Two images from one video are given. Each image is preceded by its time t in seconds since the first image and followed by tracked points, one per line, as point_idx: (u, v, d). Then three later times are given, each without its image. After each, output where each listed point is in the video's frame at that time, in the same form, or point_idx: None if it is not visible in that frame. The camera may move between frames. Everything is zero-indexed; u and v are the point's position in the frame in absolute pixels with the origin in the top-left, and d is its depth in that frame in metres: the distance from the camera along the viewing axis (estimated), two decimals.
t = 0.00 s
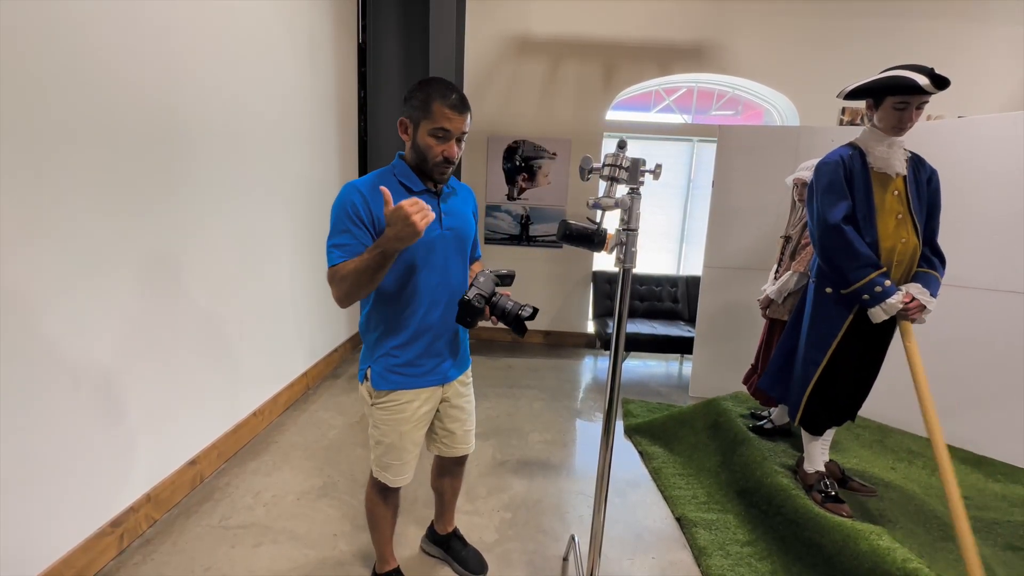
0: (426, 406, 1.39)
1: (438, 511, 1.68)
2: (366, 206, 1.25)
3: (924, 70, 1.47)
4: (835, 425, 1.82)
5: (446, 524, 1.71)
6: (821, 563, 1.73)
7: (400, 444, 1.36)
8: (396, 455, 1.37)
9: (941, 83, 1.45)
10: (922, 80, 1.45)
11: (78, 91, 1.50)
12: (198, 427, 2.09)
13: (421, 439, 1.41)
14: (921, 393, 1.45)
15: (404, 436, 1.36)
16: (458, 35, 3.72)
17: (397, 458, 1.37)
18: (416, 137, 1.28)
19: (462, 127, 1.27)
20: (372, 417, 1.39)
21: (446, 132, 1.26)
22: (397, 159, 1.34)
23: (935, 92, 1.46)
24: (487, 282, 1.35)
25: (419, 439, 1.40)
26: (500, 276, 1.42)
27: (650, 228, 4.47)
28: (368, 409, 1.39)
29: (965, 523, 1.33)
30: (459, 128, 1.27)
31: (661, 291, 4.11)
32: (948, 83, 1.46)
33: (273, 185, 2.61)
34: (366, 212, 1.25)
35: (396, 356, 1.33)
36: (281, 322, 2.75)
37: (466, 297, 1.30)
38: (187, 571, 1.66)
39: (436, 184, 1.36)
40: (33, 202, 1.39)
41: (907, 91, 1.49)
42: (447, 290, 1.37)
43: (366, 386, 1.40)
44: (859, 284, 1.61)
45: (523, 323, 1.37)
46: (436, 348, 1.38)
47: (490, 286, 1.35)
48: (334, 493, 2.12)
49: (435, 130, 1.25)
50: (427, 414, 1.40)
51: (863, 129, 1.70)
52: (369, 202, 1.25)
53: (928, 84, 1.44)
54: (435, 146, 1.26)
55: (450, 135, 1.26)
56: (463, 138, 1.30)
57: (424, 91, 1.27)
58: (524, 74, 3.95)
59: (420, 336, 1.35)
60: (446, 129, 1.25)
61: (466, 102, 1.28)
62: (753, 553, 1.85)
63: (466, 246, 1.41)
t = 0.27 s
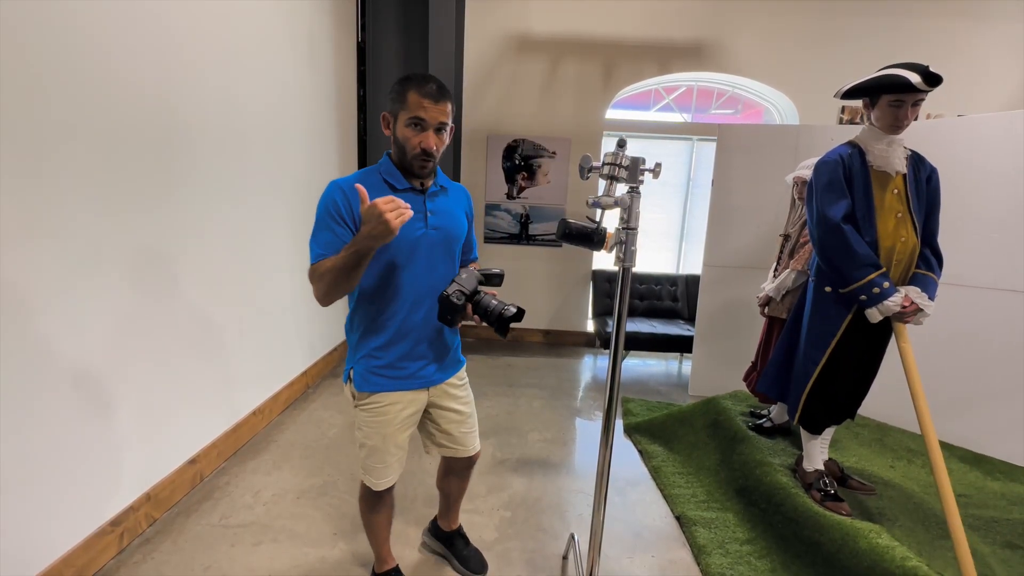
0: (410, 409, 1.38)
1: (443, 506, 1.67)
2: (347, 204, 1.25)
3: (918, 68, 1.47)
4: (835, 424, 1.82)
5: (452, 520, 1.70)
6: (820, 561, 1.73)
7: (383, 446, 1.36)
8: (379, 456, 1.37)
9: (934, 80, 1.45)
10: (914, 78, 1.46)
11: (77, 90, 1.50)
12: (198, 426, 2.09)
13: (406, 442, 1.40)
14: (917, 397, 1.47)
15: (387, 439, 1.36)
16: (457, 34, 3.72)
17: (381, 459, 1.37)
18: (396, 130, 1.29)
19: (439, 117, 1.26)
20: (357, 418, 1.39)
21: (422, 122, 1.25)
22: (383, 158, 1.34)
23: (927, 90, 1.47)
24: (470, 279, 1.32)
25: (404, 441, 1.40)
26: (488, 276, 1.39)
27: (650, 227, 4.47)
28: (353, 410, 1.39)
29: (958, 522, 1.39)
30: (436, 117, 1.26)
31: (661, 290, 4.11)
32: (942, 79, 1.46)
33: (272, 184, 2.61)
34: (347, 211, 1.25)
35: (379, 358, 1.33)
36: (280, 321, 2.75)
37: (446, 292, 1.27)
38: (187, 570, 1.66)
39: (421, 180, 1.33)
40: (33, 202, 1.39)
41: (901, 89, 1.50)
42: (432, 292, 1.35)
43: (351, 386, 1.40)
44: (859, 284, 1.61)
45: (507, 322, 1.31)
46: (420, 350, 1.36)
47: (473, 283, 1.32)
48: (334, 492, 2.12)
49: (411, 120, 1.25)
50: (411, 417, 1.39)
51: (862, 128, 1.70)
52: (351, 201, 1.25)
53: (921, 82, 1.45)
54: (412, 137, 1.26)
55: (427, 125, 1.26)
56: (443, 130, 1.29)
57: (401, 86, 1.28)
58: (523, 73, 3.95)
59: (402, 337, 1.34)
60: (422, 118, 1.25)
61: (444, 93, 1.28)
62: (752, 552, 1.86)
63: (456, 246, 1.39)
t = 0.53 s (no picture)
0: (402, 408, 1.37)
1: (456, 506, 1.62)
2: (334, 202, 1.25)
3: (908, 63, 1.48)
4: (835, 422, 1.82)
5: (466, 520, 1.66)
6: (818, 560, 1.73)
7: (371, 444, 1.34)
8: (368, 455, 1.35)
9: (925, 74, 1.46)
10: (904, 73, 1.47)
11: (76, 89, 1.50)
12: (198, 425, 2.09)
13: (397, 442, 1.39)
14: (916, 397, 1.47)
15: (376, 437, 1.34)
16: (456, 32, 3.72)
17: (371, 457, 1.36)
18: (384, 125, 1.31)
19: (425, 106, 1.28)
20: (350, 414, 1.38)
21: (409, 112, 1.27)
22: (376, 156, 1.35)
23: (919, 84, 1.47)
24: (453, 279, 1.27)
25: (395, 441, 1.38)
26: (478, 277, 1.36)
27: (650, 226, 4.47)
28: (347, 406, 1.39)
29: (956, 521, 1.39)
30: (422, 107, 1.28)
31: (661, 288, 4.11)
32: (933, 74, 1.47)
33: (271, 183, 2.61)
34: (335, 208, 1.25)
35: (367, 356, 1.33)
36: (280, 320, 2.75)
37: (426, 292, 1.23)
38: (188, 568, 1.67)
39: (412, 172, 1.31)
40: (33, 201, 1.39)
41: (894, 86, 1.51)
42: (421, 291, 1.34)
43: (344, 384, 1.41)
44: (858, 283, 1.61)
45: (490, 324, 1.26)
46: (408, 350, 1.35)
47: (457, 283, 1.27)
48: (335, 491, 2.12)
49: (397, 111, 1.27)
50: (401, 416, 1.37)
51: (860, 127, 1.71)
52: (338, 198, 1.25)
53: (910, 76, 1.45)
54: (399, 127, 1.27)
55: (413, 114, 1.27)
56: (430, 120, 1.30)
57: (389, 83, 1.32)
58: (523, 72, 3.95)
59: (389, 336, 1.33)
60: (408, 109, 1.27)
61: (430, 84, 1.31)
62: (752, 551, 1.86)
63: (448, 245, 1.38)
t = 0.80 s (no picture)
0: (402, 408, 1.35)
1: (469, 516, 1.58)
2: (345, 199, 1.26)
3: (896, 58, 1.52)
4: (833, 421, 1.82)
5: (482, 533, 1.61)
6: (817, 557, 1.74)
7: (370, 442, 1.34)
8: (366, 451, 1.35)
9: (913, 66, 1.49)
10: (892, 66, 1.50)
11: (76, 88, 1.50)
12: (197, 424, 2.10)
13: (397, 441, 1.38)
14: (913, 394, 1.48)
15: (376, 434, 1.33)
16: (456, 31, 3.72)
17: (369, 454, 1.35)
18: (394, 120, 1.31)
19: (432, 97, 1.28)
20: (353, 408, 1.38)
21: (416, 104, 1.28)
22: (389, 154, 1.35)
23: (907, 77, 1.50)
24: (452, 279, 1.24)
25: (394, 440, 1.37)
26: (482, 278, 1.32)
27: (649, 224, 4.47)
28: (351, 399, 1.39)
29: (954, 518, 1.40)
30: (429, 97, 1.28)
31: (661, 287, 4.11)
32: (921, 67, 1.50)
33: (270, 181, 2.61)
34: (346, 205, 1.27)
35: (370, 354, 1.33)
36: (279, 319, 2.75)
37: (424, 292, 1.21)
38: (188, 566, 1.67)
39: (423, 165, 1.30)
40: (32, 200, 1.39)
41: (884, 80, 1.54)
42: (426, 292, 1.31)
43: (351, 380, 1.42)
44: (854, 282, 1.62)
45: (488, 325, 1.21)
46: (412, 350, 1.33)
47: (456, 283, 1.24)
48: (335, 489, 2.13)
49: (405, 103, 1.27)
50: (401, 416, 1.36)
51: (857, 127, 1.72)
52: (350, 196, 1.26)
53: (898, 69, 1.49)
54: (407, 119, 1.27)
55: (420, 105, 1.27)
56: (438, 111, 1.30)
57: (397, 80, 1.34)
58: (523, 71, 3.94)
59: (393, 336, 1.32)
60: (415, 100, 1.27)
61: (437, 77, 1.31)
62: (751, 548, 1.86)
63: (457, 245, 1.35)
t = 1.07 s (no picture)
0: (426, 407, 1.35)
1: (472, 514, 1.58)
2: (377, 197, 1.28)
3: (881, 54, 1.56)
4: (835, 421, 1.83)
5: (485, 531, 1.61)
6: (816, 555, 1.74)
7: (394, 438, 1.34)
8: (390, 448, 1.35)
9: (896, 61, 1.52)
10: (875, 61, 1.54)
11: (76, 88, 1.50)
12: (197, 423, 2.10)
13: (419, 439, 1.37)
14: (911, 391, 1.48)
15: (399, 431, 1.34)
16: (455, 30, 3.72)
17: (392, 452, 1.36)
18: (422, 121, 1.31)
19: (461, 96, 1.27)
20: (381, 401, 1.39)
21: (445, 103, 1.27)
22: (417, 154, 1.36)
23: (891, 71, 1.53)
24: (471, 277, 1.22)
25: (417, 439, 1.37)
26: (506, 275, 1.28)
27: (649, 223, 4.47)
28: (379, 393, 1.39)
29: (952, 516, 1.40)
30: (458, 97, 1.27)
31: (660, 286, 4.12)
32: (907, 62, 1.52)
33: (270, 181, 2.61)
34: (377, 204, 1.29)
35: (398, 350, 1.33)
36: (279, 318, 2.75)
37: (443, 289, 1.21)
38: (188, 564, 1.68)
39: (450, 165, 1.29)
40: (32, 200, 1.39)
41: (870, 76, 1.57)
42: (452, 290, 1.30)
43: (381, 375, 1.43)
44: (854, 283, 1.62)
45: (503, 322, 1.14)
46: (435, 348, 1.32)
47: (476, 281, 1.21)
48: (334, 488, 2.13)
49: (434, 104, 1.28)
50: (424, 415, 1.36)
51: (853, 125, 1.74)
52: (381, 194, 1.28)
53: (881, 63, 1.52)
54: (435, 119, 1.27)
55: (448, 106, 1.27)
56: (466, 112, 1.29)
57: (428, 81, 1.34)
58: (522, 69, 3.94)
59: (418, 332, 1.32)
60: (444, 101, 1.27)
61: (466, 78, 1.31)
62: (750, 546, 1.87)
63: (484, 244, 1.33)
